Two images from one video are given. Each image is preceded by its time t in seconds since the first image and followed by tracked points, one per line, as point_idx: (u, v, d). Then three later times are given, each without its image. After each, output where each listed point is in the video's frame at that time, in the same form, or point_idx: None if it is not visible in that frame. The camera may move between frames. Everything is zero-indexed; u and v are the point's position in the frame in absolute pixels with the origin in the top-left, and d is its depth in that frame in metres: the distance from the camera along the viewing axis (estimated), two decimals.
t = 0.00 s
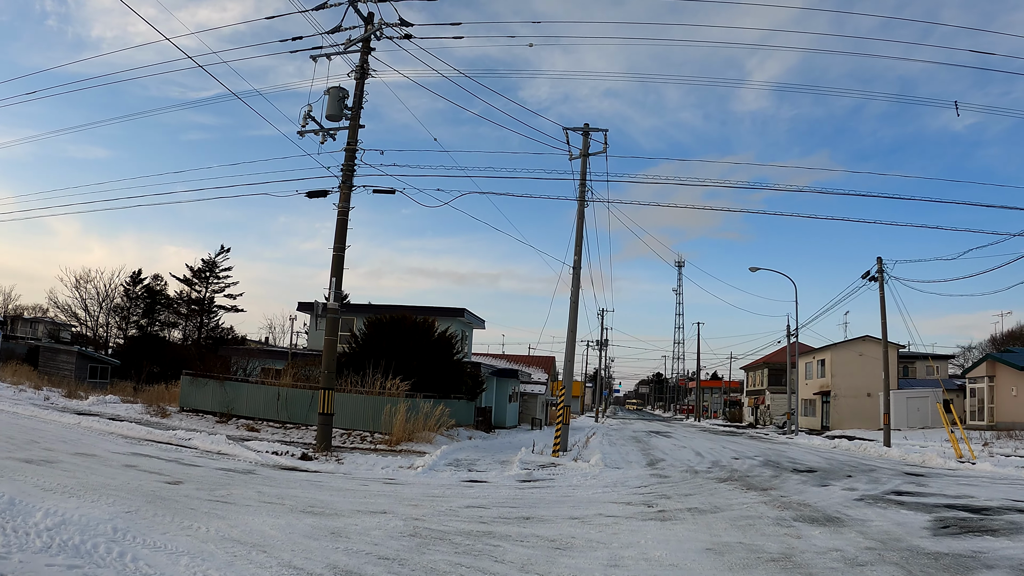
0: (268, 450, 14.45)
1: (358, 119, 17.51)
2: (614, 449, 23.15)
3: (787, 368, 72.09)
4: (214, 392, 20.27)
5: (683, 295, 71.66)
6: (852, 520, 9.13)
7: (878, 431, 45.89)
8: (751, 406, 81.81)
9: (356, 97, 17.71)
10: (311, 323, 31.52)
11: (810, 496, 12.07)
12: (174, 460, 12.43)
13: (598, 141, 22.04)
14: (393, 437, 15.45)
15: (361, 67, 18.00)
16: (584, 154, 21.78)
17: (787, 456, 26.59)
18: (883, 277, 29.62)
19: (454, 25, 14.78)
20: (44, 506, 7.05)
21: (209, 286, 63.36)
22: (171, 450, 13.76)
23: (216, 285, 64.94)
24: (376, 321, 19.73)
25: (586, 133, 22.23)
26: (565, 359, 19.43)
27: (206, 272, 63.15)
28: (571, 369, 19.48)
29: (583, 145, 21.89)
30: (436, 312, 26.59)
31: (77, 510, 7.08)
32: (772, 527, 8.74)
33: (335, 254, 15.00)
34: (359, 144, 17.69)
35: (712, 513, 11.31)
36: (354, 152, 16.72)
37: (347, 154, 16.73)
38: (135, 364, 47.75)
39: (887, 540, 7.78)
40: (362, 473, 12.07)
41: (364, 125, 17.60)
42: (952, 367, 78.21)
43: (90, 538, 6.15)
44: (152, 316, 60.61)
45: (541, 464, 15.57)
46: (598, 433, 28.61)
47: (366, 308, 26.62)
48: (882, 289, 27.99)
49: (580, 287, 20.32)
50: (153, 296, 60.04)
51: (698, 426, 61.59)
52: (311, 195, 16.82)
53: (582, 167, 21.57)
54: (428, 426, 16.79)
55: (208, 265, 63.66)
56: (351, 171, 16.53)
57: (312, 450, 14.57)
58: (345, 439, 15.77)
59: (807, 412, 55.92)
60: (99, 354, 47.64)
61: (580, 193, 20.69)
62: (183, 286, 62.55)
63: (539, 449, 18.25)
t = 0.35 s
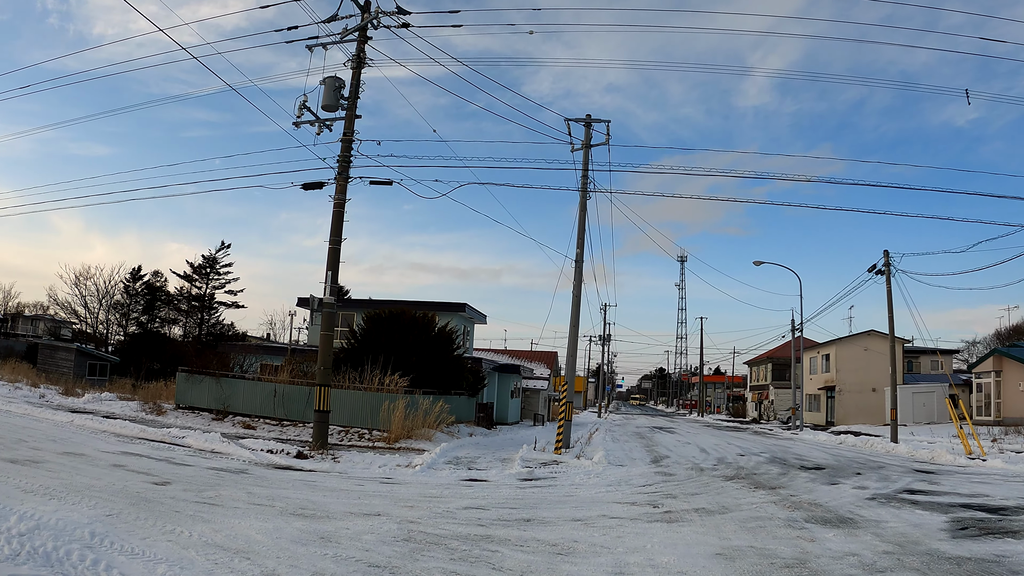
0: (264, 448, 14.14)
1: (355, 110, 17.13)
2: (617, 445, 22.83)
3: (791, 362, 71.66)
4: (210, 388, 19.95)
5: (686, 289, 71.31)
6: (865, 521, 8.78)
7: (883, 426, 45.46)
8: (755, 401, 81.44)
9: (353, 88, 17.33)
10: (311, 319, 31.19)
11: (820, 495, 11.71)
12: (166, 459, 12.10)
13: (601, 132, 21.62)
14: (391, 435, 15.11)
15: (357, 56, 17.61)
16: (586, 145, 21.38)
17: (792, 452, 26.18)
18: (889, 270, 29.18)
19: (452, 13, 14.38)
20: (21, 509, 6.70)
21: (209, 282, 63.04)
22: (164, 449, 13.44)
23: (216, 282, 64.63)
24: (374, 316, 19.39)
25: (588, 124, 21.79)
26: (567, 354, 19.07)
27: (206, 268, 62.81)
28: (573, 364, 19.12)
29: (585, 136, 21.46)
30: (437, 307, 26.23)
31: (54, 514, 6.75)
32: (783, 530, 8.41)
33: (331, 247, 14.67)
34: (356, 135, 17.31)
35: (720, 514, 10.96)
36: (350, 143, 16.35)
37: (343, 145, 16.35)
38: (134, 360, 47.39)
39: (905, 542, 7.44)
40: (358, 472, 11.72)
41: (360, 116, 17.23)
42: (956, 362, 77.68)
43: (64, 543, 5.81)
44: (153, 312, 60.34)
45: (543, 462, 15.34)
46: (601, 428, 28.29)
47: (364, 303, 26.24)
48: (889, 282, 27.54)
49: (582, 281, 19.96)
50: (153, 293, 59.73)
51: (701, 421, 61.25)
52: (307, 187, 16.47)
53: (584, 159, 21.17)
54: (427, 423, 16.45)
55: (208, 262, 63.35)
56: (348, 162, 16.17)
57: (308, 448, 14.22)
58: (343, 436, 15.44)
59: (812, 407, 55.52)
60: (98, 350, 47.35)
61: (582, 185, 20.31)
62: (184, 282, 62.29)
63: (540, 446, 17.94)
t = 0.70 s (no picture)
0: (262, 444, 13.85)
1: (356, 98, 16.78)
2: (624, 442, 22.50)
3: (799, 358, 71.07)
4: (210, 383, 19.69)
5: (692, 284, 70.94)
6: (883, 523, 8.39)
7: (892, 423, 44.93)
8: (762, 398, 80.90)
9: (353, 76, 17.00)
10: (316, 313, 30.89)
11: (834, 494, 11.33)
12: (161, 455, 11.80)
13: (607, 122, 21.23)
14: (392, 431, 14.81)
15: (358, 43, 17.26)
16: (592, 136, 20.99)
17: (799, 449, 25.80)
18: (900, 265, 28.68)
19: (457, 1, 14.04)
20: None
21: (214, 277, 62.89)
22: (161, 445, 13.18)
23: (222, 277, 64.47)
24: (377, 310, 19.09)
25: (594, 114, 21.39)
26: (573, 349, 18.73)
27: (211, 264, 62.68)
28: (579, 359, 18.77)
29: (591, 127, 21.06)
30: (442, 301, 25.91)
31: (34, 511, 6.26)
32: (797, 532, 8.04)
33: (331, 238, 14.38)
34: (357, 124, 16.97)
35: (730, 515, 10.58)
36: (351, 131, 16.01)
37: (343, 134, 16.00)
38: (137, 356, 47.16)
39: (926, 546, 7.05)
40: (356, 468, 11.42)
41: (361, 105, 16.91)
42: (966, 359, 76.98)
43: (39, 544, 5.47)
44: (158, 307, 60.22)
45: (547, 460, 15.28)
46: (608, 425, 27.91)
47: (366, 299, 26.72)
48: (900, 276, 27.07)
49: (588, 275, 19.61)
50: (157, 287, 59.64)
51: (707, 417, 60.85)
52: (307, 177, 16.19)
53: (590, 150, 20.79)
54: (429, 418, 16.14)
55: (214, 257, 63.21)
56: (348, 152, 15.86)
57: (307, 444, 13.92)
58: (343, 432, 15.15)
59: (820, 404, 55.00)
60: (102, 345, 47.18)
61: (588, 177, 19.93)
62: (189, 277, 62.13)
63: (545, 443, 17.62)
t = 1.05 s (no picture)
0: (286, 438, 13.60)
1: (380, 88, 16.45)
2: (655, 438, 21.87)
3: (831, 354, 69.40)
4: (235, 377, 19.56)
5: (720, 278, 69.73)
6: (929, 525, 7.73)
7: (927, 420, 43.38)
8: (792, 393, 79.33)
9: (378, 64, 16.65)
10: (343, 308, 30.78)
11: (874, 494, 10.63)
12: (181, 449, 11.58)
13: (638, 111, 20.59)
14: (419, 426, 14.48)
15: (383, 32, 16.91)
16: (623, 126, 20.36)
17: (834, 446, 24.98)
18: (939, 257, 27.60)
19: None
20: (4, 501, 5.82)
21: (243, 272, 63.50)
22: (184, 439, 12.99)
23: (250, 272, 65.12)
24: (405, 303, 18.80)
25: (625, 104, 20.77)
26: (604, 342, 18.16)
27: (240, 259, 63.30)
28: (610, 353, 18.21)
29: (621, 117, 20.48)
30: (471, 295, 25.56)
31: (40, 507, 5.90)
32: (839, 535, 7.42)
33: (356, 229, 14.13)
34: (382, 113, 16.63)
35: (768, 516, 9.98)
36: (376, 120, 15.67)
37: (368, 123, 15.68)
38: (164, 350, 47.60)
39: (978, 552, 6.40)
40: (380, 464, 11.09)
41: (386, 94, 16.56)
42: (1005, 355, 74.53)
43: (39, 543, 5.14)
44: (187, 302, 60.97)
45: (576, 455, 14.87)
46: (637, 420, 27.27)
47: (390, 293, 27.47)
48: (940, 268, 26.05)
49: (620, 265, 19.04)
50: (186, 282, 60.41)
51: (738, 413, 59.67)
52: (331, 167, 15.91)
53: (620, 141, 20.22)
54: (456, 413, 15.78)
55: (243, 252, 63.87)
56: (373, 141, 15.52)
57: (331, 439, 13.63)
58: (369, 427, 14.86)
59: (853, 400, 53.53)
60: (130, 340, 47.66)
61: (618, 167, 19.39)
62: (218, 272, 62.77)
63: (575, 439, 17.11)
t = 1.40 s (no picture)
0: (345, 439, 13.28)
1: (437, 83, 16.05)
2: (721, 439, 20.83)
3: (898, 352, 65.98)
4: (295, 377, 19.46)
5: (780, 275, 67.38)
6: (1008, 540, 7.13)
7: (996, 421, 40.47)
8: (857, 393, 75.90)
9: (434, 59, 16.28)
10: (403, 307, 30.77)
11: (953, 499, 9.81)
12: (236, 450, 11.33)
13: (699, 104, 19.69)
14: (480, 427, 14.01)
15: (438, 26, 16.50)
16: (685, 120, 19.47)
17: (910, 449, 23.38)
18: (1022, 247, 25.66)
19: None
20: (49, 502, 5.50)
21: (303, 273, 64.58)
22: (241, 440, 12.79)
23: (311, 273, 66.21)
24: (466, 301, 18.49)
25: (686, 96, 19.88)
26: (669, 339, 17.29)
27: (301, 260, 64.43)
28: (677, 351, 17.33)
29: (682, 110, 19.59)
30: (532, 293, 25.02)
31: (86, 509, 5.57)
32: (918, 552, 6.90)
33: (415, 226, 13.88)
34: (439, 109, 16.21)
35: (845, 524, 9.22)
36: (433, 116, 15.30)
37: (426, 118, 15.28)
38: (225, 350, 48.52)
39: None
40: (438, 466, 10.60)
41: (443, 89, 16.15)
42: None
43: (80, 547, 4.73)
44: (249, 303, 62.39)
45: (642, 458, 14.10)
46: (701, 420, 26.15)
47: (452, 291, 27.80)
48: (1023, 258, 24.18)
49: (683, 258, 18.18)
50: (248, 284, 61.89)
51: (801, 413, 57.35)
52: (390, 164, 15.63)
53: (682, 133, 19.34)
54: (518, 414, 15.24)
55: (303, 254, 65.04)
56: (431, 137, 15.11)
57: (390, 440, 13.24)
58: (429, 428, 14.49)
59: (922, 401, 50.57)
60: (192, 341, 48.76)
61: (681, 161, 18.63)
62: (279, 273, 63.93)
63: (640, 440, 16.31)
